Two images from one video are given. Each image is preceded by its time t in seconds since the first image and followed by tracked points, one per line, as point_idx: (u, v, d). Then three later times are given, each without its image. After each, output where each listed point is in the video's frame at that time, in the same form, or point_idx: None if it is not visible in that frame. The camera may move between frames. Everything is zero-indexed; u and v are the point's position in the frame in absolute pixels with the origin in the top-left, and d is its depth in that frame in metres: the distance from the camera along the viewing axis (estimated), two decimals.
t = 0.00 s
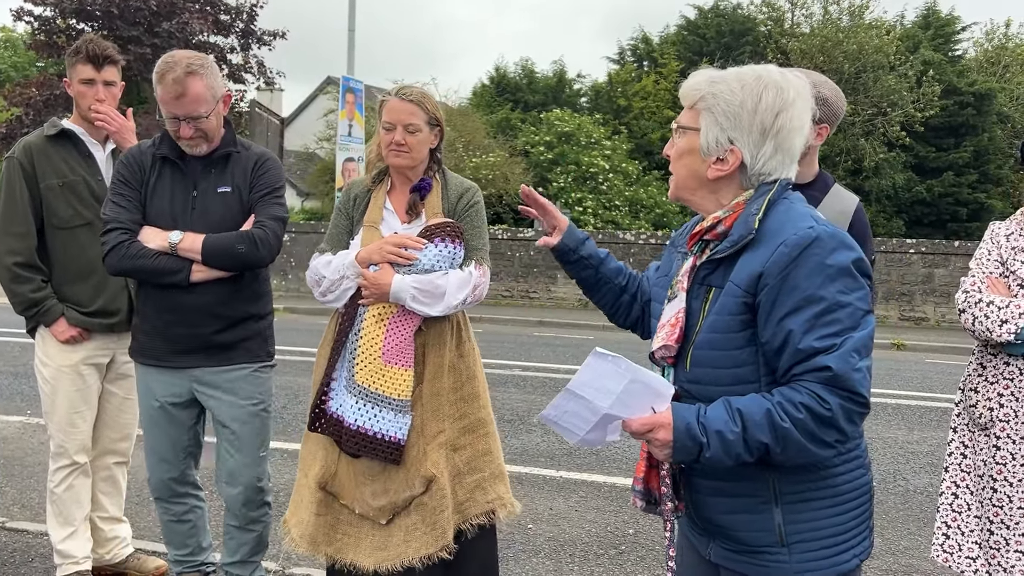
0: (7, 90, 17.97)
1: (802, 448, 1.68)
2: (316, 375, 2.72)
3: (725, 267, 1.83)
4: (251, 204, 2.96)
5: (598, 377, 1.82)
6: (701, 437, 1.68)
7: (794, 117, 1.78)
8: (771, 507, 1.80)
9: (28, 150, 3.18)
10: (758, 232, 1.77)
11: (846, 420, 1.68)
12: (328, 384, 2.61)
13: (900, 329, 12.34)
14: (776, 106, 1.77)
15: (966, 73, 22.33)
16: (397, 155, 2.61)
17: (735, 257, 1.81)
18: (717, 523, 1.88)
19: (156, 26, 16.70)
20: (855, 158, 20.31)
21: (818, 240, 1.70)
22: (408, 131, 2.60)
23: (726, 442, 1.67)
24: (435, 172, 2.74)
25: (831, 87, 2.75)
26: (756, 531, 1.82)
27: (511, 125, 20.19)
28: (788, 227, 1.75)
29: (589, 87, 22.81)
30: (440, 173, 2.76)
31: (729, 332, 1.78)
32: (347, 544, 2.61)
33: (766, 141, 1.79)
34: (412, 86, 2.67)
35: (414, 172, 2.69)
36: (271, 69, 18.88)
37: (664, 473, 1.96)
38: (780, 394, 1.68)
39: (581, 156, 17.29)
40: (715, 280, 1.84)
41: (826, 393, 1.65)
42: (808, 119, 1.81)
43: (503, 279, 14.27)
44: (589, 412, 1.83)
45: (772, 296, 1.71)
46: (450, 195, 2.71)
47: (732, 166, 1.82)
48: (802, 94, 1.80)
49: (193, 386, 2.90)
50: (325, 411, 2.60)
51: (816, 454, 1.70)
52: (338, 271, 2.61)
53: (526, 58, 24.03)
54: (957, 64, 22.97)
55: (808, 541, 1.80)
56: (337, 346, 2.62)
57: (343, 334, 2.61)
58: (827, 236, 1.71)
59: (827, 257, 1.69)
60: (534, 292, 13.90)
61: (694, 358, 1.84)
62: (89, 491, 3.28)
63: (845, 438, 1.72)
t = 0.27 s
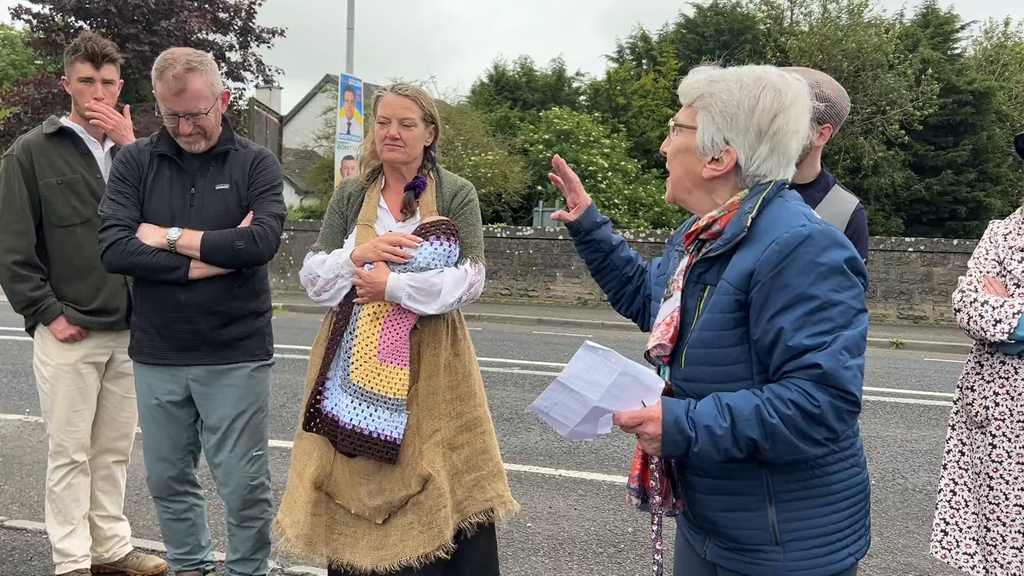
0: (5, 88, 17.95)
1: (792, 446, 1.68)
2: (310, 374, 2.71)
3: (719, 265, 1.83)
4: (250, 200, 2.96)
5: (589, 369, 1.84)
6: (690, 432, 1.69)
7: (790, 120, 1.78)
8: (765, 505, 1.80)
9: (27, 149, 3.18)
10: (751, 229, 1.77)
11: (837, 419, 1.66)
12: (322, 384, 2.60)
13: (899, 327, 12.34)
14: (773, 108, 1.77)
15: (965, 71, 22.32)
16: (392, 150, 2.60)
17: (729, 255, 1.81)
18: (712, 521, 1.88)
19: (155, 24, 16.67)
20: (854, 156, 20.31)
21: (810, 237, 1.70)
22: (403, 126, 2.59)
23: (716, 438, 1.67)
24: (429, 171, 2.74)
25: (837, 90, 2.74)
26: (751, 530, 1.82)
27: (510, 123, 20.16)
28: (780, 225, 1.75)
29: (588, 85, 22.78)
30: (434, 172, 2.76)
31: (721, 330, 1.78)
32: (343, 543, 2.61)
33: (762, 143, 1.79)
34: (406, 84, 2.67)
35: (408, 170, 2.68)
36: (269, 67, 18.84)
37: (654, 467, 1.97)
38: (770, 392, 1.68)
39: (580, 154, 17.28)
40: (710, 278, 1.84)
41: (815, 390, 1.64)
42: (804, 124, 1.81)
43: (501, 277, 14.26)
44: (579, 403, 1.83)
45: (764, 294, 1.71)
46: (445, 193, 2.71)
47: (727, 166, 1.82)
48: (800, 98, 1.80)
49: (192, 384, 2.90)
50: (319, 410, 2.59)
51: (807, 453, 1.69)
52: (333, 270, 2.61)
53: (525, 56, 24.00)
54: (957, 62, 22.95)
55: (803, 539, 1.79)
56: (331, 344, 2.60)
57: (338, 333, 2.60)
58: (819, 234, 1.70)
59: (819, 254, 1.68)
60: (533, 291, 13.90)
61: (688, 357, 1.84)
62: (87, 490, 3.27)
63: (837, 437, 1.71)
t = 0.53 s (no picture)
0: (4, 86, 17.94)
1: (784, 444, 1.68)
2: (306, 371, 2.71)
3: (711, 263, 1.83)
4: (254, 196, 2.96)
5: (578, 372, 1.87)
6: (681, 430, 1.70)
7: (777, 114, 1.78)
8: (762, 502, 1.80)
9: (28, 147, 3.18)
10: (741, 227, 1.77)
11: (828, 416, 1.67)
12: (319, 382, 2.60)
13: (898, 325, 12.34)
14: (757, 104, 1.77)
15: (964, 69, 22.33)
16: (388, 150, 2.60)
17: (721, 252, 1.81)
18: (710, 518, 1.88)
19: (153, 21, 16.66)
20: (853, 154, 20.33)
21: (801, 234, 1.70)
22: (398, 125, 2.59)
23: (707, 436, 1.68)
24: (426, 168, 2.74)
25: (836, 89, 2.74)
26: (747, 527, 1.82)
27: (510, 121, 20.15)
28: (771, 222, 1.74)
29: (587, 83, 22.77)
30: (431, 169, 2.76)
31: (714, 328, 1.78)
32: (341, 541, 2.61)
33: (749, 139, 1.78)
34: (402, 81, 2.66)
35: (405, 168, 2.68)
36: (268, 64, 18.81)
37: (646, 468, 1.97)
38: (761, 390, 1.68)
39: (579, 152, 17.29)
40: (702, 276, 1.84)
41: (806, 388, 1.64)
42: (791, 117, 1.81)
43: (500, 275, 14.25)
44: (572, 407, 1.87)
45: (755, 292, 1.71)
46: (441, 190, 2.71)
47: (716, 164, 1.82)
48: (785, 93, 1.80)
49: (194, 381, 2.90)
50: (316, 408, 2.58)
51: (799, 450, 1.69)
52: (330, 267, 2.61)
53: (524, 54, 23.99)
54: (956, 60, 22.95)
55: (800, 536, 1.79)
56: (328, 342, 2.60)
57: (334, 331, 2.60)
58: (810, 231, 1.70)
59: (810, 252, 1.68)
60: (533, 289, 13.90)
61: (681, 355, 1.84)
62: (86, 487, 3.27)
63: (830, 434, 1.71)
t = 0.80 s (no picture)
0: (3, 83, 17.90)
1: (778, 442, 1.68)
2: (305, 369, 2.70)
3: (705, 262, 1.83)
4: (259, 193, 2.96)
5: (572, 373, 1.90)
6: (675, 430, 1.70)
7: (764, 106, 1.78)
8: (759, 500, 1.80)
9: (25, 145, 3.18)
10: (734, 226, 1.77)
11: (823, 413, 1.66)
12: (318, 380, 2.59)
13: (897, 323, 12.35)
14: (744, 97, 1.77)
15: (963, 67, 22.32)
16: (387, 148, 2.60)
17: (715, 251, 1.81)
18: (708, 517, 1.88)
19: (152, 19, 16.63)
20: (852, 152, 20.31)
21: (794, 232, 1.70)
22: (397, 123, 2.58)
23: (701, 435, 1.68)
24: (425, 165, 2.73)
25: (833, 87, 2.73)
26: (744, 525, 1.82)
27: (509, 119, 20.13)
28: (764, 220, 1.74)
29: (586, 80, 22.75)
30: (430, 166, 2.75)
31: (708, 327, 1.78)
32: (339, 539, 2.61)
33: (738, 133, 1.78)
34: (400, 79, 2.66)
35: (404, 165, 2.68)
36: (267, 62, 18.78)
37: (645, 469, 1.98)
38: (755, 387, 1.68)
39: (578, 149, 17.30)
40: (697, 275, 1.84)
41: (800, 386, 1.64)
42: (778, 108, 1.81)
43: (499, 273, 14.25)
44: (566, 408, 1.89)
45: (748, 290, 1.71)
46: (440, 187, 2.71)
47: (708, 162, 1.82)
48: (769, 85, 1.80)
49: (197, 378, 2.90)
50: (315, 406, 2.58)
51: (793, 448, 1.69)
52: (329, 264, 2.60)
53: (523, 52, 23.96)
54: (955, 58, 22.95)
55: (796, 534, 1.80)
56: (327, 340, 2.60)
57: (333, 329, 2.60)
58: (802, 228, 1.70)
59: (802, 249, 1.68)
60: (532, 287, 13.90)
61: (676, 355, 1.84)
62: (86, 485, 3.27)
63: (824, 432, 1.71)
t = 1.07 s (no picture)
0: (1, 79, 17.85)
1: (775, 438, 1.68)
2: (306, 366, 2.70)
3: (703, 259, 1.83)
4: (260, 188, 2.95)
5: (568, 371, 1.91)
6: (673, 427, 1.70)
7: (753, 99, 1.78)
8: (759, 497, 1.80)
9: (23, 142, 3.17)
10: (731, 223, 1.77)
11: (820, 409, 1.66)
12: (319, 377, 2.59)
13: (897, 320, 12.36)
14: (734, 92, 1.78)
15: (962, 64, 22.33)
16: (387, 142, 2.60)
17: (713, 248, 1.81)
18: (709, 513, 1.88)
19: (151, 16, 16.60)
20: (851, 149, 20.31)
21: (791, 228, 1.70)
22: (397, 118, 2.58)
23: (699, 431, 1.68)
24: (425, 161, 2.73)
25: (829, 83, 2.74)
26: (743, 522, 1.82)
27: (508, 116, 20.12)
28: (761, 216, 1.74)
29: (585, 77, 22.74)
30: (430, 163, 2.75)
31: (706, 324, 1.78)
32: (340, 536, 2.61)
33: (731, 127, 1.78)
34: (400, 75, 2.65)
35: (404, 162, 2.67)
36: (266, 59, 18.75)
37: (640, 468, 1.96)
38: (752, 384, 1.68)
39: (577, 147, 17.30)
40: (695, 273, 1.83)
41: (797, 381, 1.64)
42: (768, 101, 1.81)
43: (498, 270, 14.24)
44: (564, 406, 1.89)
45: (746, 287, 1.71)
46: (441, 184, 2.71)
47: (703, 158, 1.81)
48: (759, 78, 1.81)
49: (196, 376, 2.89)
50: (317, 403, 2.58)
51: (791, 444, 1.69)
52: (329, 262, 2.59)
53: (523, 49, 23.94)
54: (954, 55, 22.96)
55: (796, 530, 1.80)
56: (328, 337, 2.60)
57: (334, 326, 2.60)
58: (799, 224, 1.70)
59: (799, 246, 1.68)
60: (531, 284, 13.90)
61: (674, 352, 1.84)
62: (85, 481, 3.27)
63: (822, 428, 1.71)
